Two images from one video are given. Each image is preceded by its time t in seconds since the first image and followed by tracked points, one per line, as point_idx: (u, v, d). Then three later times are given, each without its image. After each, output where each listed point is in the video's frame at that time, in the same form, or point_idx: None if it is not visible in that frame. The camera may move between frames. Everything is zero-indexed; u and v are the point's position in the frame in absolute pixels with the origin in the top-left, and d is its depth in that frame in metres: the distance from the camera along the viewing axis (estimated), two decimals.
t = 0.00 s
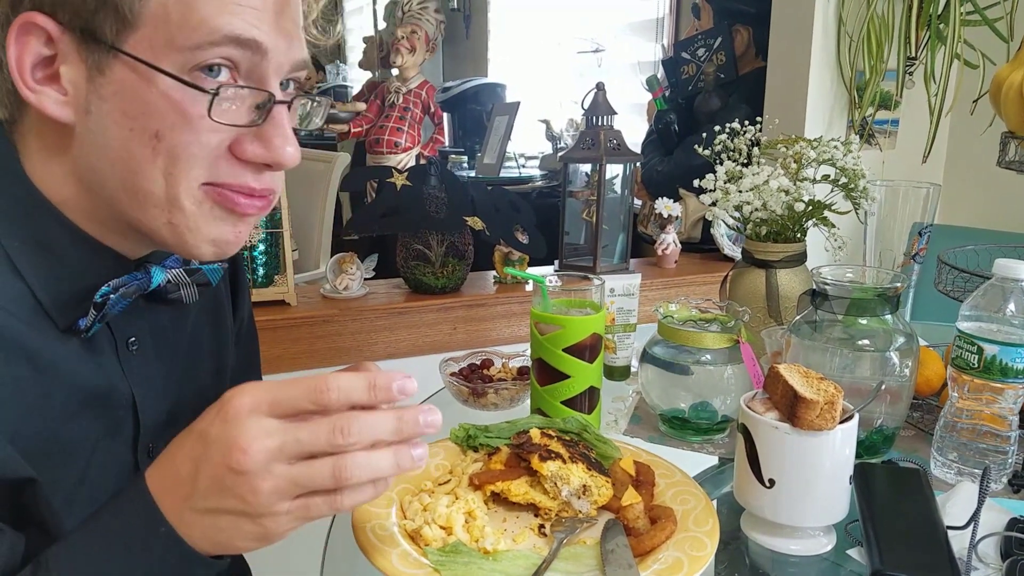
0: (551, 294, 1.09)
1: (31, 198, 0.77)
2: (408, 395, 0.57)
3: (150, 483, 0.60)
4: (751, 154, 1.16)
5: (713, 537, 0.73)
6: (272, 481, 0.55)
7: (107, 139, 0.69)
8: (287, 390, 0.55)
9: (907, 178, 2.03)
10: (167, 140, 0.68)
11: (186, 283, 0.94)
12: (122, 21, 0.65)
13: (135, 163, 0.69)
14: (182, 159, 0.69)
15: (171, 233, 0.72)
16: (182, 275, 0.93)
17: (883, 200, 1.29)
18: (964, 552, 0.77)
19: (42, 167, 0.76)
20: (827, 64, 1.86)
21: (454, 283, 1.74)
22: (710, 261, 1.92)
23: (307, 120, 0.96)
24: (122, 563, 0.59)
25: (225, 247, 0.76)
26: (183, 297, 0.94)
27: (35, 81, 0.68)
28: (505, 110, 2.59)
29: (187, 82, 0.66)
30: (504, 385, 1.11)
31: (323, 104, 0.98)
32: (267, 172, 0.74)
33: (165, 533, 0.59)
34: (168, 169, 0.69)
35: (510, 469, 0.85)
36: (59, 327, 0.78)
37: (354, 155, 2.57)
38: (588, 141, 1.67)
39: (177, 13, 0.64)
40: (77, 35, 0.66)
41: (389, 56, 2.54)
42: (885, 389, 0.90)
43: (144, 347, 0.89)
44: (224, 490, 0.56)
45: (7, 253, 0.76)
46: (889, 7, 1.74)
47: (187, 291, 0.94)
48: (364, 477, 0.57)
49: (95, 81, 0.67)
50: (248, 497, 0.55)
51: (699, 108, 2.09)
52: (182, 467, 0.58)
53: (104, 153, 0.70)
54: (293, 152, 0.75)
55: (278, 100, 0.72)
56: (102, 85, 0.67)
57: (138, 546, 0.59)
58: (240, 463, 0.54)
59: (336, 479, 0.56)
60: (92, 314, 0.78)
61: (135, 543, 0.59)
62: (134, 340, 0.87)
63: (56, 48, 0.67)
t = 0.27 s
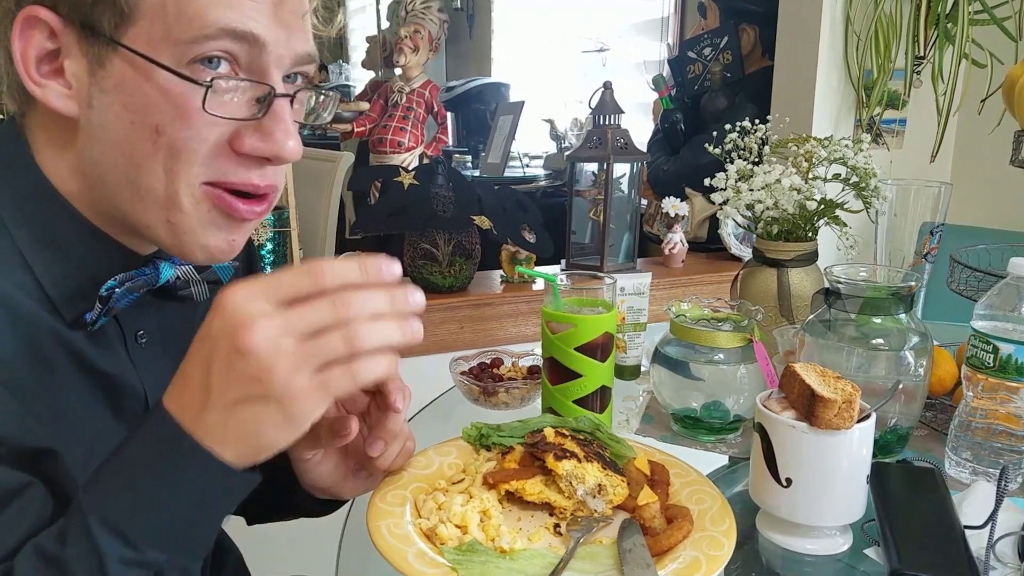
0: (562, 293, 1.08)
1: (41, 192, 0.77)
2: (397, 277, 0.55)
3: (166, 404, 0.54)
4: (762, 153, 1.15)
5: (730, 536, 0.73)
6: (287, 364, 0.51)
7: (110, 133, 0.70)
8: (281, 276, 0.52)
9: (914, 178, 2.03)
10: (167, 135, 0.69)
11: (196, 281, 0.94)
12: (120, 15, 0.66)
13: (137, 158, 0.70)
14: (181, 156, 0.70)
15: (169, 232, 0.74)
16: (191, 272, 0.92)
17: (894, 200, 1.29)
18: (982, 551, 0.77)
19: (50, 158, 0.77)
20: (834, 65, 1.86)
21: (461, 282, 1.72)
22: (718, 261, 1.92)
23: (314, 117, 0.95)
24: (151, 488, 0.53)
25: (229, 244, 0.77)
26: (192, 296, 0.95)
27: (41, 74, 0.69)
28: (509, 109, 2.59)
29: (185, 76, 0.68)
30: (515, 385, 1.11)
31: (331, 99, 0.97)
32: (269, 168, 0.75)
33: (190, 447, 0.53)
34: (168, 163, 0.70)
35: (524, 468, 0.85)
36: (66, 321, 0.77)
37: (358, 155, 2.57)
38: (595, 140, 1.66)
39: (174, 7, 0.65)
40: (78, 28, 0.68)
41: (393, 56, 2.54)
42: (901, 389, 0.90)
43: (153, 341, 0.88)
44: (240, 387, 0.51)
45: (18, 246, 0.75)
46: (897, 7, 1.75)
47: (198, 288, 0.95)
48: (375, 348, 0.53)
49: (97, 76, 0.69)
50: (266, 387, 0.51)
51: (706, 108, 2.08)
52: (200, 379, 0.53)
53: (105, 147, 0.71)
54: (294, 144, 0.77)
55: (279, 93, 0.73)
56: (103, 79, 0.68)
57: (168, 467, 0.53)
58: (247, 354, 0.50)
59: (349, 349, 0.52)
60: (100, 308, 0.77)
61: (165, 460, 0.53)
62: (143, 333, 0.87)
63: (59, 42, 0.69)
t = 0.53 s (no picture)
0: (568, 292, 1.08)
1: (46, 190, 0.77)
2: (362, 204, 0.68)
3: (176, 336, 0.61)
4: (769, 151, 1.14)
5: (738, 537, 0.72)
6: (284, 253, 0.60)
7: (113, 129, 0.70)
8: (266, 189, 0.63)
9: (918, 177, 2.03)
10: (169, 129, 0.69)
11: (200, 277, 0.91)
12: (123, 11, 0.67)
13: (139, 153, 0.70)
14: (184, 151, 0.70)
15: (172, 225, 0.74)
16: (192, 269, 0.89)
17: (900, 198, 1.28)
18: (991, 551, 0.77)
19: (54, 154, 0.77)
20: (839, 64, 1.85)
21: (465, 281, 1.71)
22: (721, 260, 1.92)
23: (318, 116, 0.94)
24: (178, 417, 0.59)
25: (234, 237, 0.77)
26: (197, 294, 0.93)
27: (44, 70, 0.70)
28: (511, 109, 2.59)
29: (187, 72, 0.68)
30: (520, 384, 1.11)
31: (337, 96, 0.97)
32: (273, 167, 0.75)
33: (207, 367, 0.60)
34: (170, 158, 0.70)
35: (531, 468, 0.84)
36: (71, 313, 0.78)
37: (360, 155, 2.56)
38: (598, 139, 1.66)
39: (176, 4, 0.66)
40: (80, 23, 0.69)
41: (395, 55, 2.54)
42: (910, 390, 0.89)
43: (159, 337, 0.88)
44: (244, 285, 0.59)
45: (23, 243, 0.75)
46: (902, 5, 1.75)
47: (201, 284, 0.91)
48: (359, 234, 0.64)
49: (100, 71, 0.69)
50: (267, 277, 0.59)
51: (709, 106, 2.08)
52: (203, 298, 0.60)
53: (107, 143, 0.71)
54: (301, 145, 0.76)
55: (282, 90, 0.72)
56: (105, 74, 0.69)
57: (191, 395, 0.59)
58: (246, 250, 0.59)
59: (338, 235, 0.63)
60: (101, 306, 0.76)
61: (188, 387, 0.59)
62: (148, 330, 0.87)
63: (62, 37, 0.70)
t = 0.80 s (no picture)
0: (563, 290, 1.08)
1: (43, 187, 0.77)
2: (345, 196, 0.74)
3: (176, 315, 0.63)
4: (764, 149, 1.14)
5: (732, 533, 0.72)
6: (273, 215, 0.63)
7: (109, 125, 0.71)
8: (258, 169, 0.67)
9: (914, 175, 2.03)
10: (166, 124, 0.70)
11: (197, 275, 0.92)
12: (117, 7, 0.68)
13: (136, 148, 0.71)
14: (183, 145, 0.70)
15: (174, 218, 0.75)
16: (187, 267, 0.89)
17: (895, 196, 1.29)
18: (983, 546, 0.77)
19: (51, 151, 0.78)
20: (835, 62, 1.86)
21: (462, 280, 1.72)
22: (718, 259, 1.92)
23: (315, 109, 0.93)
24: (181, 391, 0.61)
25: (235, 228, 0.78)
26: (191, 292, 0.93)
27: (41, 67, 0.71)
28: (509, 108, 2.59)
29: (179, 66, 0.68)
30: (515, 382, 1.11)
31: (332, 93, 0.96)
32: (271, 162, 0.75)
33: (207, 341, 0.62)
34: (168, 153, 0.71)
35: (525, 466, 0.84)
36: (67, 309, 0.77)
37: (358, 154, 2.57)
38: (595, 138, 1.66)
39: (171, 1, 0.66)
40: (76, 20, 0.70)
41: (393, 55, 2.53)
42: (904, 385, 0.89)
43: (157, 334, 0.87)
44: (236, 245, 0.61)
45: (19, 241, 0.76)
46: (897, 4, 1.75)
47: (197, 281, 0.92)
48: (349, 216, 0.68)
49: (96, 67, 0.70)
50: (256, 236, 0.62)
51: (706, 105, 2.08)
52: (199, 268, 0.62)
53: (105, 138, 0.72)
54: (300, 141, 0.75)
55: (278, 85, 0.72)
56: (101, 71, 0.70)
57: (192, 372, 0.61)
58: (237, 212, 0.62)
59: (330, 211, 0.66)
60: (97, 302, 0.76)
61: (188, 363, 0.61)
62: (145, 328, 0.86)
63: (58, 34, 0.71)
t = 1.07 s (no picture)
0: (543, 293, 1.09)
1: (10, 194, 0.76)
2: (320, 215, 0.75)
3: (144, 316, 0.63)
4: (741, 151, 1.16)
5: (704, 534, 0.73)
6: (242, 208, 0.63)
7: (77, 130, 0.69)
8: (235, 168, 0.68)
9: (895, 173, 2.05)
10: (135, 130, 0.68)
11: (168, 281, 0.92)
12: (85, 9, 0.66)
13: (105, 154, 0.69)
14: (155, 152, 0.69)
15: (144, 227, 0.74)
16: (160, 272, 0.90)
17: (871, 196, 1.30)
18: (953, 544, 0.78)
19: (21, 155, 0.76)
20: (816, 62, 1.87)
21: (445, 282, 1.73)
22: (702, 258, 1.93)
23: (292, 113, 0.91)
24: (149, 395, 0.61)
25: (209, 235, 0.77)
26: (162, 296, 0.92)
27: (8, 71, 0.69)
28: (495, 108, 2.58)
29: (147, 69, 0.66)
30: (495, 385, 1.12)
31: (309, 95, 0.93)
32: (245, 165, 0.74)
33: (175, 341, 0.62)
34: (137, 160, 0.69)
35: (500, 470, 0.85)
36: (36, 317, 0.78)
37: (344, 155, 2.56)
38: (579, 138, 1.68)
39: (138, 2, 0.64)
40: (43, 23, 0.68)
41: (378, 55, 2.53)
42: (875, 383, 0.91)
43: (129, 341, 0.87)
44: (204, 238, 0.62)
45: None
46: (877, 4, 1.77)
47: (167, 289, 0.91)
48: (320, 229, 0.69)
49: (64, 71, 0.68)
50: (223, 228, 0.62)
51: (689, 106, 2.09)
52: (168, 265, 0.63)
53: (74, 143, 0.70)
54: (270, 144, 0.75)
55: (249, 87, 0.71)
56: (69, 75, 0.68)
57: (160, 376, 0.61)
58: (206, 205, 0.63)
59: (303, 218, 0.67)
60: (65, 309, 0.78)
61: (157, 367, 0.61)
62: (117, 336, 0.86)
63: (26, 37, 0.69)
